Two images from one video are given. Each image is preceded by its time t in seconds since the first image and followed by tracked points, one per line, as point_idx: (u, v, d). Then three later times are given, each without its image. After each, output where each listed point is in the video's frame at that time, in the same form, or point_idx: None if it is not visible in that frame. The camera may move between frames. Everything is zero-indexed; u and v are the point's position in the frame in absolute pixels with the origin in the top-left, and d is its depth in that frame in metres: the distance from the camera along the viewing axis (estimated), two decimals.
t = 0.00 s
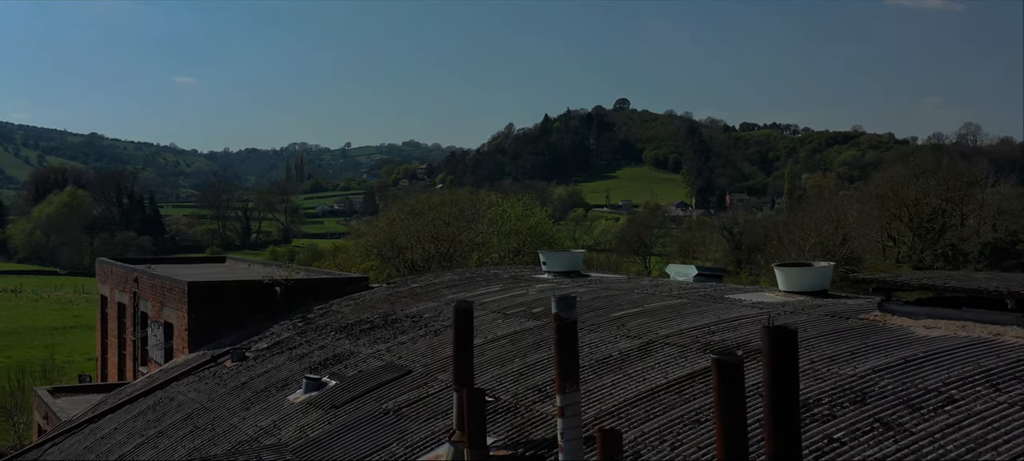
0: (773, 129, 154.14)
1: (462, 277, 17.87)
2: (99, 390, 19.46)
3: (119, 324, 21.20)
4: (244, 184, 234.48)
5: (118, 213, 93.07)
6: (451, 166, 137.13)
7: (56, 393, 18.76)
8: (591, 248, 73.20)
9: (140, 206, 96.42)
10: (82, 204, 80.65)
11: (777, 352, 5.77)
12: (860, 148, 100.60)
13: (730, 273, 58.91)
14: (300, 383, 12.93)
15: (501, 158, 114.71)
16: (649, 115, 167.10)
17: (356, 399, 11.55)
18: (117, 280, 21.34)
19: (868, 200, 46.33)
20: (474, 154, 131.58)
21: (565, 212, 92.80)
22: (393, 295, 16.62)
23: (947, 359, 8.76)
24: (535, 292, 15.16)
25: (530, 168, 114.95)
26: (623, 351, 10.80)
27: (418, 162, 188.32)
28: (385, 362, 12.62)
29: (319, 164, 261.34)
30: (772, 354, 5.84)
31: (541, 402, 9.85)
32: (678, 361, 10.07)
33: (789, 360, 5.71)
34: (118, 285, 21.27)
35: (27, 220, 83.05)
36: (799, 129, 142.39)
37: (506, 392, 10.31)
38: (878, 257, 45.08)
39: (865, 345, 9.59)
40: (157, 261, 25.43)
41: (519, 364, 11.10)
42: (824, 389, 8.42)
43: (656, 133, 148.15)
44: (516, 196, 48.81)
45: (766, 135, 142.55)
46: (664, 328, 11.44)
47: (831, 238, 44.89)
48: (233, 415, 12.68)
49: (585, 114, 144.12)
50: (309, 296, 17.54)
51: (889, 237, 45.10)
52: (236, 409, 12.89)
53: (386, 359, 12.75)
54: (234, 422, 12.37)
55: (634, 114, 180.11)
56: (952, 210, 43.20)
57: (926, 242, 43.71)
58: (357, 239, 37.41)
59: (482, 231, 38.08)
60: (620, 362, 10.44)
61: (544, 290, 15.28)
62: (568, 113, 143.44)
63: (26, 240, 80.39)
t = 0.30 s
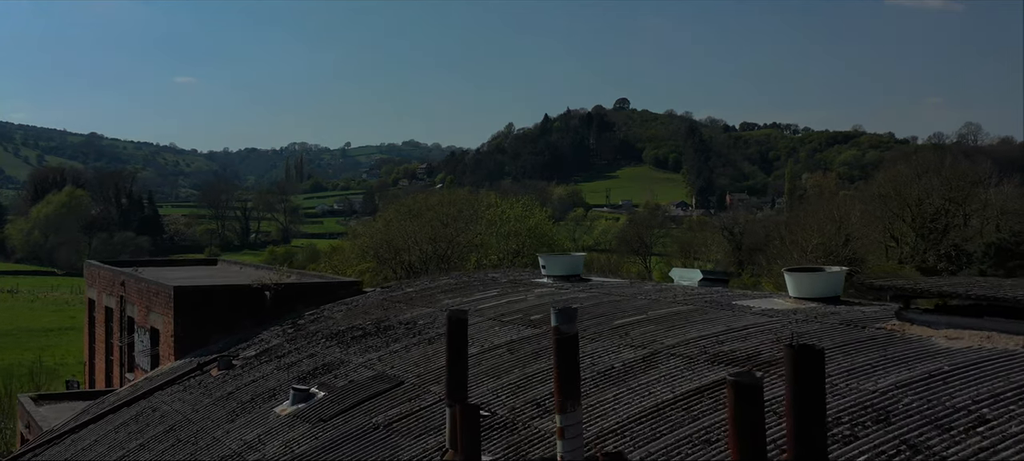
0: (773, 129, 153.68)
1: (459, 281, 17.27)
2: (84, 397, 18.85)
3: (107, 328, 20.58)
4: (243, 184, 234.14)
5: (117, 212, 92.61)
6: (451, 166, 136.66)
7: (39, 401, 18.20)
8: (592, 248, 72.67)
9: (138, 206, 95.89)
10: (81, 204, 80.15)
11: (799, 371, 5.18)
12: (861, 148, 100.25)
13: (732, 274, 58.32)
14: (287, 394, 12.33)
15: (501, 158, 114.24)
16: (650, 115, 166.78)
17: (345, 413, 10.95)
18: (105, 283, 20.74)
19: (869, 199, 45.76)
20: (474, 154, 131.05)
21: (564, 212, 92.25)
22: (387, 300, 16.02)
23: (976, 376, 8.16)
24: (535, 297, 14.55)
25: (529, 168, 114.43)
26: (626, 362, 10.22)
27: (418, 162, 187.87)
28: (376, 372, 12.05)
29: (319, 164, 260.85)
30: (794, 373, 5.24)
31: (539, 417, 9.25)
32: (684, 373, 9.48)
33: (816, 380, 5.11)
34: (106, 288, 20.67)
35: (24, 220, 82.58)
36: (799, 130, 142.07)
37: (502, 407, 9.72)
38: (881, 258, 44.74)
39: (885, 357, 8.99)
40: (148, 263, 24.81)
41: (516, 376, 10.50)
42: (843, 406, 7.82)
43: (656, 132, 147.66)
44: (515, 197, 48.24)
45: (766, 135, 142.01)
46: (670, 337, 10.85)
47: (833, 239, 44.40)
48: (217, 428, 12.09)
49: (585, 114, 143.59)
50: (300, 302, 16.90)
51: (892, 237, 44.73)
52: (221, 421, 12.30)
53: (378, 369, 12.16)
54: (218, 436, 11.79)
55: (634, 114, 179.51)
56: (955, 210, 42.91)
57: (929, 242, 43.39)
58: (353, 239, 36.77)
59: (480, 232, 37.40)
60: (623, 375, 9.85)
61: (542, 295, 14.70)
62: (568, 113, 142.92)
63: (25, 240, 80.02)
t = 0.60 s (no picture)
0: (773, 129, 153.33)
1: (454, 290, 16.61)
2: (68, 409, 18.25)
3: (94, 337, 19.94)
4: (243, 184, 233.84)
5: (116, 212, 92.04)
6: (451, 166, 136.21)
7: (22, 414, 17.60)
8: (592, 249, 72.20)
9: (136, 206, 95.36)
10: (79, 204, 79.68)
11: (832, 421, 4.61)
12: (861, 147, 99.94)
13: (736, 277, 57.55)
14: (274, 414, 11.69)
15: (501, 158, 113.82)
16: (649, 115, 166.51)
17: (334, 436, 10.32)
18: (91, 291, 20.11)
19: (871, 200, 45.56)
20: (474, 154, 130.62)
21: (564, 212, 91.76)
22: (380, 312, 15.39)
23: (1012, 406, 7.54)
24: (534, 310, 13.90)
25: (529, 167, 113.95)
26: (631, 383, 9.61)
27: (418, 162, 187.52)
28: (366, 391, 11.44)
29: (319, 163, 260.54)
30: (825, 417, 4.68)
31: (538, 444, 8.64)
32: (693, 398, 8.88)
33: (850, 427, 4.55)
34: (92, 296, 20.07)
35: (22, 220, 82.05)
36: (799, 130, 141.76)
37: (499, 433, 9.10)
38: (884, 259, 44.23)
39: (909, 382, 8.37)
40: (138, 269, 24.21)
41: (514, 397, 9.89)
42: (869, 437, 7.16)
43: (656, 132, 147.27)
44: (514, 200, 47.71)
45: (766, 134, 141.61)
46: (677, 356, 10.24)
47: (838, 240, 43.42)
48: (199, 450, 11.46)
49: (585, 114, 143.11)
50: (291, 312, 16.25)
51: (895, 238, 45.00)
52: (203, 442, 11.67)
53: (369, 387, 11.55)
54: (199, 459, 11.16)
55: (635, 114, 179.17)
56: (958, 211, 43.11)
57: (931, 244, 43.66)
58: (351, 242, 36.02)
59: (478, 236, 36.68)
60: (628, 398, 9.23)
61: (542, 307, 14.08)
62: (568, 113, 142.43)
63: (23, 240, 78.64)
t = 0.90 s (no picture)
0: (772, 129, 153.27)
1: (451, 312, 15.90)
2: (52, 434, 17.62)
3: (80, 357, 19.29)
4: (243, 184, 233.37)
5: (115, 212, 91.62)
6: (451, 167, 135.82)
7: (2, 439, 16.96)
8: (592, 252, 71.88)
9: (134, 207, 94.75)
10: (77, 206, 79.31)
11: None
12: (861, 148, 99.76)
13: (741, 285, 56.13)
14: (259, 452, 11.04)
15: (500, 158, 113.49)
16: (650, 115, 166.29)
17: None
18: (77, 309, 19.51)
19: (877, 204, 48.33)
20: (474, 154, 130.29)
21: (564, 213, 91.26)
22: (374, 336, 14.77)
23: None
24: (533, 338, 13.23)
25: (529, 168, 113.51)
26: (637, 429, 8.99)
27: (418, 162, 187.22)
28: (357, 429, 10.82)
29: (319, 164, 260.43)
30: None
31: None
32: (704, 448, 8.23)
33: None
34: (78, 314, 19.48)
35: (19, 222, 81.57)
36: (799, 131, 141.66)
37: None
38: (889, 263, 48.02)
39: (936, 434, 7.78)
40: (128, 283, 23.62)
41: (512, 442, 9.25)
42: None
43: (656, 133, 147.05)
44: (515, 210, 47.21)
45: (766, 135, 141.19)
46: (684, 397, 9.61)
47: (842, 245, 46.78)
48: None
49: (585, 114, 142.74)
50: (281, 335, 15.61)
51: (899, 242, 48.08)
52: None
53: (359, 425, 10.93)
54: None
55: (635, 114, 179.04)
56: (960, 216, 46.11)
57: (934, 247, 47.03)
58: (348, 253, 34.80)
59: (477, 247, 34.42)
60: (634, 445, 8.61)
61: (543, 333, 13.43)
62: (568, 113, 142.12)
63: (21, 242, 77.90)
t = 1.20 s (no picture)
0: (772, 129, 152.95)
1: (447, 344, 15.17)
2: None
3: (61, 385, 18.57)
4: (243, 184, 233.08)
5: (113, 214, 91.17)
6: (450, 167, 135.35)
7: None
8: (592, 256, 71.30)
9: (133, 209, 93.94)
10: (76, 207, 78.90)
11: None
12: (862, 148, 99.37)
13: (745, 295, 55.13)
14: None
15: (500, 159, 113.77)
16: (649, 115, 166.07)
17: None
18: (60, 336, 18.82)
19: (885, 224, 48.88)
20: (473, 155, 129.83)
21: (564, 214, 90.66)
22: (366, 373, 14.07)
23: None
24: (533, 379, 12.49)
25: (529, 169, 112.98)
26: None
27: (418, 163, 186.75)
28: None
29: (319, 164, 259.95)
30: None
31: None
32: None
33: None
34: (61, 341, 18.78)
35: (16, 224, 81.01)
36: (799, 131, 141.40)
37: None
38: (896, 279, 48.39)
39: None
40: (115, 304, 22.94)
41: None
42: None
43: (656, 133, 146.61)
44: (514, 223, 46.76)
45: (766, 135, 140.84)
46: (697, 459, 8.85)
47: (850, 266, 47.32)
48: None
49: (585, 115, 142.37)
50: (269, 370, 14.93)
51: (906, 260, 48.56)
52: None
53: None
54: None
55: (635, 114, 178.78)
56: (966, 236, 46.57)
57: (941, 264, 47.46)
58: (341, 266, 33.40)
59: (474, 262, 32.94)
60: None
61: (544, 373, 12.71)
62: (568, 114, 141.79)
63: (18, 244, 77.66)
